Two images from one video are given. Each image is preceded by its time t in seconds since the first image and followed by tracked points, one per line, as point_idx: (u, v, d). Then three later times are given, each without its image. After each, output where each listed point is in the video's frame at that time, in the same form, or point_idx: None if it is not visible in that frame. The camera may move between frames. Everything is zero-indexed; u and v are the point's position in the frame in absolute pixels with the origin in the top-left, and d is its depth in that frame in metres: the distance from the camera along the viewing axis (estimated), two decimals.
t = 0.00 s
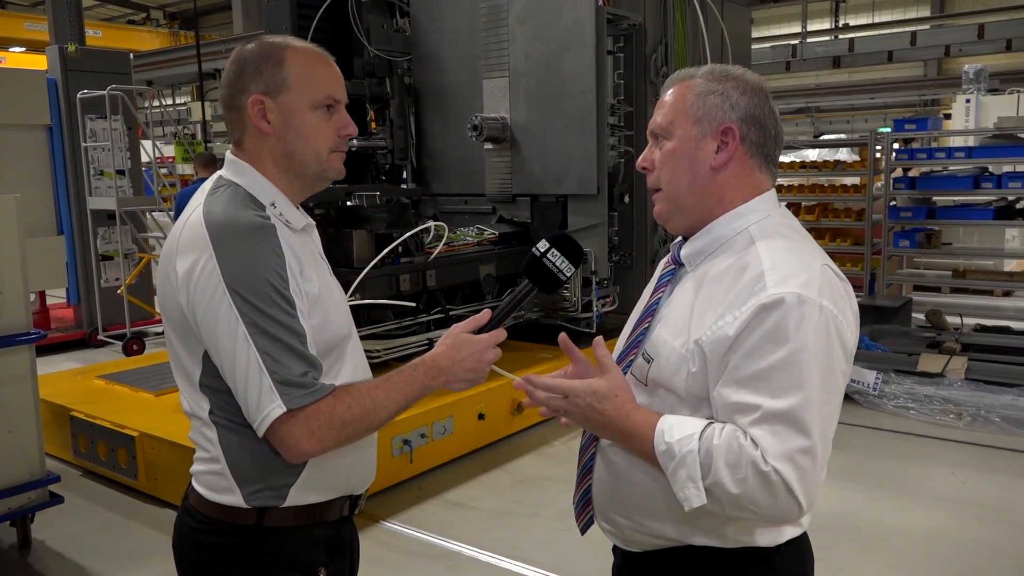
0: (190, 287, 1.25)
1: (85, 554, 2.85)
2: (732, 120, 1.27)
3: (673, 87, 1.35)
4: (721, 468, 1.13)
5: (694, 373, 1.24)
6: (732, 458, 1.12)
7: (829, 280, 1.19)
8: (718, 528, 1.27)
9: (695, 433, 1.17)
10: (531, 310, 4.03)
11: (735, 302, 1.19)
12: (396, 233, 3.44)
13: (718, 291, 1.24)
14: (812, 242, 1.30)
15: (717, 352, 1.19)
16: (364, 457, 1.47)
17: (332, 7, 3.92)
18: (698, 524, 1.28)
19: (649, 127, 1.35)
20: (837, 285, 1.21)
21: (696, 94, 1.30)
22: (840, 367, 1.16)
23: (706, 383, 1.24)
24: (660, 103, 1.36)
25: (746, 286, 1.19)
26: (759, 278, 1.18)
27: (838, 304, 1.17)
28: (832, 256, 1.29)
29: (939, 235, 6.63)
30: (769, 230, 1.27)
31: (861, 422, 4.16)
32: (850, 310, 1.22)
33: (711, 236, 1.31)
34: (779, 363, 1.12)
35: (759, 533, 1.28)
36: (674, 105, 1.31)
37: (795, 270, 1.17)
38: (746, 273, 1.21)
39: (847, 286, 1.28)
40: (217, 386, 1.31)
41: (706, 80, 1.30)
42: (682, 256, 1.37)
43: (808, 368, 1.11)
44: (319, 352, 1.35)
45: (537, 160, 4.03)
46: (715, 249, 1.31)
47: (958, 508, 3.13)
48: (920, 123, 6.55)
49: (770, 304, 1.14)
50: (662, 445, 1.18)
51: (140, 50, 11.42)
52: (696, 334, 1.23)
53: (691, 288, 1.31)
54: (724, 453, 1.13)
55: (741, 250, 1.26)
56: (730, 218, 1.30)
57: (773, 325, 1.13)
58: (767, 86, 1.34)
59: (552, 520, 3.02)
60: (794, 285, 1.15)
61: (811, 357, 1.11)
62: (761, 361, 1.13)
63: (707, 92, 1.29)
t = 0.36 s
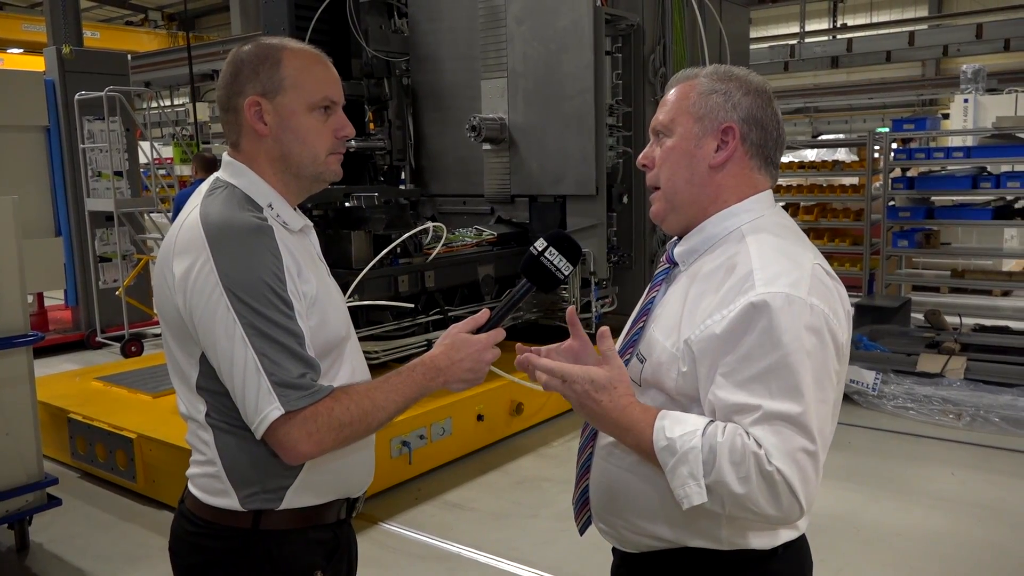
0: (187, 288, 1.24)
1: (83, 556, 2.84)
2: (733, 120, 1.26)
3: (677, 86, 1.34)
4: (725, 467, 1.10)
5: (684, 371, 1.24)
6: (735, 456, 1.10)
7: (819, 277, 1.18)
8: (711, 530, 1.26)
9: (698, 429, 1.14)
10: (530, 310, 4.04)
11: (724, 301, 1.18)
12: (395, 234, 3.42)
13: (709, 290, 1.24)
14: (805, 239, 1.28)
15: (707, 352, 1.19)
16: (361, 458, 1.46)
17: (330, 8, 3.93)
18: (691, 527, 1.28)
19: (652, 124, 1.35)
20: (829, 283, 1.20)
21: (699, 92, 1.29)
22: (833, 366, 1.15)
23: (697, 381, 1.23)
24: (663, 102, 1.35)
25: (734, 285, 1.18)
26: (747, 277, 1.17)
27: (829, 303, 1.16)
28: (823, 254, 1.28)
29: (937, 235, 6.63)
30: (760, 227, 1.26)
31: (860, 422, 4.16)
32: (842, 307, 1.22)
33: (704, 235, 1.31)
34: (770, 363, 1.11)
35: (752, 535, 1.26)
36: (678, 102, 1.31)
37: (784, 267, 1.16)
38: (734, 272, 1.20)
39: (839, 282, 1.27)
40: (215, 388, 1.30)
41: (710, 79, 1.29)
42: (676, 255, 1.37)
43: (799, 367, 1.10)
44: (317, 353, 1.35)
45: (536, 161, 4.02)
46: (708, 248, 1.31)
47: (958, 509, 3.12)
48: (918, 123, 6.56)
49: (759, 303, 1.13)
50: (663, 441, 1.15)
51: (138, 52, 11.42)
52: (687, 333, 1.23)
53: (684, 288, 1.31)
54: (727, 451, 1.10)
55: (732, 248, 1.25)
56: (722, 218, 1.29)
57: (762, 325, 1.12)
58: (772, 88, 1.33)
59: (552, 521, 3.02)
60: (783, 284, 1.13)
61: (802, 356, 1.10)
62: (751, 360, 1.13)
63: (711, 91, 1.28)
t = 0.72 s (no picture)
0: (188, 290, 1.23)
1: (84, 558, 2.84)
2: (722, 123, 1.25)
3: (666, 88, 1.33)
4: (718, 458, 1.08)
5: (680, 371, 1.24)
6: (730, 448, 1.07)
7: (815, 278, 1.16)
8: (711, 530, 1.25)
9: (695, 417, 1.12)
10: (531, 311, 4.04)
11: (717, 300, 1.17)
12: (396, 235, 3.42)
13: (704, 290, 1.23)
14: (803, 241, 1.27)
15: (702, 351, 1.18)
16: (363, 459, 1.46)
17: (331, 8, 3.90)
18: (690, 527, 1.27)
19: (642, 129, 1.34)
20: (825, 284, 1.18)
21: (687, 95, 1.28)
22: (829, 367, 1.13)
23: (693, 382, 1.22)
24: (652, 105, 1.34)
25: (729, 284, 1.17)
26: (742, 277, 1.16)
27: (824, 304, 1.14)
28: (822, 256, 1.26)
29: (939, 235, 6.63)
30: (757, 228, 1.25)
31: (862, 423, 4.15)
32: (838, 309, 1.20)
33: (700, 236, 1.30)
34: (763, 361, 1.10)
35: (747, 536, 1.24)
36: (666, 106, 1.30)
37: (779, 267, 1.15)
38: (729, 272, 1.19)
39: (836, 285, 1.25)
40: (217, 391, 1.29)
41: (698, 82, 1.28)
42: (673, 256, 1.36)
43: (793, 366, 1.08)
44: (319, 355, 1.34)
45: (537, 161, 4.02)
46: (704, 250, 1.30)
47: (959, 509, 3.12)
48: (919, 123, 6.55)
49: (752, 303, 1.12)
50: (658, 424, 1.14)
51: (139, 52, 11.42)
52: (683, 333, 1.22)
53: (681, 289, 1.30)
54: (723, 442, 1.08)
55: (728, 248, 1.25)
56: (718, 219, 1.28)
57: (756, 324, 1.11)
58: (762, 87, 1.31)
59: (553, 522, 3.01)
60: (777, 284, 1.12)
61: (796, 355, 1.09)
62: (744, 359, 1.12)
63: (699, 94, 1.27)
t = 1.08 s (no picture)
0: (188, 292, 1.22)
1: (82, 558, 2.83)
2: (711, 127, 1.24)
3: (656, 93, 1.32)
4: (700, 466, 1.08)
5: (671, 374, 1.22)
6: (713, 455, 1.07)
7: (808, 280, 1.15)
8: (707, 535, 1.24)
9: (677, 427, 1.12)
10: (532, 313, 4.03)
11: (708, 303, 1.16)
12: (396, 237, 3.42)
13: (696, 292, 1.22)
14: (797, 244, 1.25)
15: (693, 354, 1.16)
16: (362, 461, 1.45)
17: (332, 9, 3.87)
18: (686, 532, 1.26)
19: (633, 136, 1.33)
20: (817, 287, 1.16)
21: (675, 101, 1.27)
22: (819, 370, 1.12)
23: (684, 385, 1.21)
24: (641, 111, 1.34)
25: (720, 286, 1.16)
26: (734, 278, 1.15)
27: (816, 307, 1.13)
28: (816, 259, 1.24)
29: (940, 239, 6.63)
30: (750, 231, 1.23)
31: (862, 427, 4.14)
32: (831, 312, 1.18)
33: (694, 239, 1.29)
34: (751, 364, 1.08)
35: (740, 540, 1.24)
36: (655, 112, 1.29)
37: (771, 269, 1.14)
38: (720, 274, 1.18)
39: (829, 288, 1.24)
40: (217, 394, 1.29)
41: (687, 86, 1.27)
42: (668, 260, 1.34)
43: (781, 369, 1.07)
44: (319, 358, 1.33)
45: (538, 164, 4.02)
46: (698, 253, 1.29)
47: (959, 514, 3.11)
48: (921, 127, 6.56)
49: (743, 304, 1.10)
50: (641, 435, 1.13)
51: (142, 53, 11.43)
52: (674, 335, 1.21)
53: (675, 291, 1.29)
54: (705, 450, 1.08)
55: (721, 250, 1.23)
56: (712, 221, 1.27)
57: (745, 326, 1.10)
58: (751, 88, 1.30)
59: (552, 525, 3.01)
60: (769, 285, 1.11)
61: (785, 357, 1.07)
62: (732, 361, 1.10)
63: (687, 99, 1.26)
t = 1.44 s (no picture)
0: (186, 292, 1.22)
1: (82, 558, 2.83)
2: (705, 127, 1.24)
3: (647, 93, 1.32)
4: (695, 478, 1.10)
5: (669, 373, 1.21)
6: (706, 465, 1.09)
7: (806, 279, 1.15)
8: (707, 537, 1.24)
9: (668, 446, 1.14)
10: (530, 313, 4.04)
11: (705, 302, 1.16)
12: (395, 236, 3.42)
13: (693, 292, 1.21)
14: (795, 243, 1.25)
15: (690, 355, 1.16)
16: (359, 462, 1.45)
17: (331, 9, 3.87)
18: (685, 533, 1.26)
19: (627, 137, 1.33)
20: (815, 285, 1.16)
21: (668, 101, 1.27)
22: (818, 369, 1.11)
23: (682, 385, 1.20)
24: (634, 111, 1.33)
25: (717, 285, 1.15)
26: (732, 277, 1.14)
27: (814, 305, 1.13)
28: (813, 257, 1.24)
29: (939, 239, 6.62)
30: (747, 230, 1.23)
31: (861, 426, 4.14)
32: (829, 310, 1.18)
33: (690, 239, 1.28)
34: (748, 362, 1.08)
35: (740, 541, 1.23)
36: (647, 113, 1.29)
37: (768, 268, 1.13)
38: (717, 273, 1.18)
39: (827, 286, 1.23)
40: (214, 393, 1.28)
41: (679, 86, 1.27)
42: (664, 261, 1.34)
43: (779, 367, 1.06)
44: (316, 357, 1.33)
45: (536, 163, 4.02)
46: (695, 253, 1.28)
47: (959, 513, 3.11)
48: (920, 126, 6.57)
49: (740, 303, 1.10)
50: (637, 460, 1.15)
51: (140, 52, 11.43)
52: (671, 336, 1.20)
53: (671, 291, 1.28)
54: (697, 462, 1.10)
55: (719, 249, 1.23)
56: (709, 221, 1.26)
57: (743, 325, 1.09)
58: (745, 86, 1.30)
59: (550, 524, 3.00)
60: (767, 284, 1.11)
61: (782, 355, 1.07)
62: (730, 359, 1.10)
63: (679, 99, 1.26)
